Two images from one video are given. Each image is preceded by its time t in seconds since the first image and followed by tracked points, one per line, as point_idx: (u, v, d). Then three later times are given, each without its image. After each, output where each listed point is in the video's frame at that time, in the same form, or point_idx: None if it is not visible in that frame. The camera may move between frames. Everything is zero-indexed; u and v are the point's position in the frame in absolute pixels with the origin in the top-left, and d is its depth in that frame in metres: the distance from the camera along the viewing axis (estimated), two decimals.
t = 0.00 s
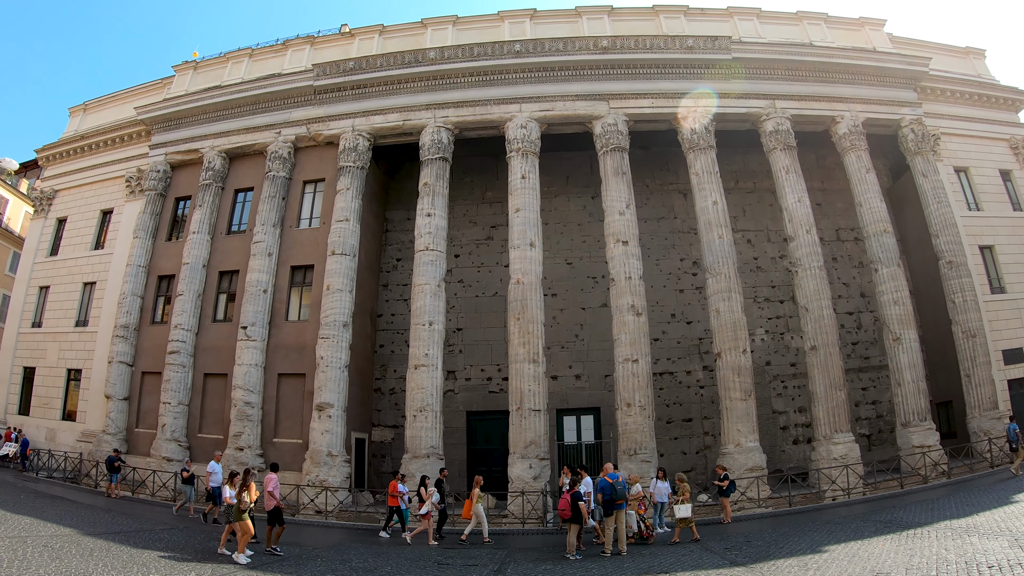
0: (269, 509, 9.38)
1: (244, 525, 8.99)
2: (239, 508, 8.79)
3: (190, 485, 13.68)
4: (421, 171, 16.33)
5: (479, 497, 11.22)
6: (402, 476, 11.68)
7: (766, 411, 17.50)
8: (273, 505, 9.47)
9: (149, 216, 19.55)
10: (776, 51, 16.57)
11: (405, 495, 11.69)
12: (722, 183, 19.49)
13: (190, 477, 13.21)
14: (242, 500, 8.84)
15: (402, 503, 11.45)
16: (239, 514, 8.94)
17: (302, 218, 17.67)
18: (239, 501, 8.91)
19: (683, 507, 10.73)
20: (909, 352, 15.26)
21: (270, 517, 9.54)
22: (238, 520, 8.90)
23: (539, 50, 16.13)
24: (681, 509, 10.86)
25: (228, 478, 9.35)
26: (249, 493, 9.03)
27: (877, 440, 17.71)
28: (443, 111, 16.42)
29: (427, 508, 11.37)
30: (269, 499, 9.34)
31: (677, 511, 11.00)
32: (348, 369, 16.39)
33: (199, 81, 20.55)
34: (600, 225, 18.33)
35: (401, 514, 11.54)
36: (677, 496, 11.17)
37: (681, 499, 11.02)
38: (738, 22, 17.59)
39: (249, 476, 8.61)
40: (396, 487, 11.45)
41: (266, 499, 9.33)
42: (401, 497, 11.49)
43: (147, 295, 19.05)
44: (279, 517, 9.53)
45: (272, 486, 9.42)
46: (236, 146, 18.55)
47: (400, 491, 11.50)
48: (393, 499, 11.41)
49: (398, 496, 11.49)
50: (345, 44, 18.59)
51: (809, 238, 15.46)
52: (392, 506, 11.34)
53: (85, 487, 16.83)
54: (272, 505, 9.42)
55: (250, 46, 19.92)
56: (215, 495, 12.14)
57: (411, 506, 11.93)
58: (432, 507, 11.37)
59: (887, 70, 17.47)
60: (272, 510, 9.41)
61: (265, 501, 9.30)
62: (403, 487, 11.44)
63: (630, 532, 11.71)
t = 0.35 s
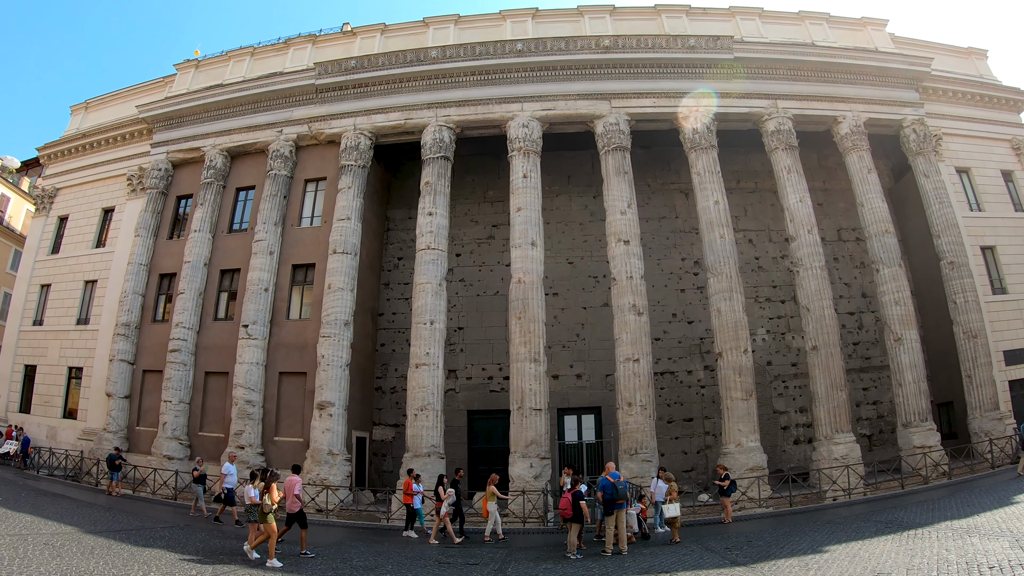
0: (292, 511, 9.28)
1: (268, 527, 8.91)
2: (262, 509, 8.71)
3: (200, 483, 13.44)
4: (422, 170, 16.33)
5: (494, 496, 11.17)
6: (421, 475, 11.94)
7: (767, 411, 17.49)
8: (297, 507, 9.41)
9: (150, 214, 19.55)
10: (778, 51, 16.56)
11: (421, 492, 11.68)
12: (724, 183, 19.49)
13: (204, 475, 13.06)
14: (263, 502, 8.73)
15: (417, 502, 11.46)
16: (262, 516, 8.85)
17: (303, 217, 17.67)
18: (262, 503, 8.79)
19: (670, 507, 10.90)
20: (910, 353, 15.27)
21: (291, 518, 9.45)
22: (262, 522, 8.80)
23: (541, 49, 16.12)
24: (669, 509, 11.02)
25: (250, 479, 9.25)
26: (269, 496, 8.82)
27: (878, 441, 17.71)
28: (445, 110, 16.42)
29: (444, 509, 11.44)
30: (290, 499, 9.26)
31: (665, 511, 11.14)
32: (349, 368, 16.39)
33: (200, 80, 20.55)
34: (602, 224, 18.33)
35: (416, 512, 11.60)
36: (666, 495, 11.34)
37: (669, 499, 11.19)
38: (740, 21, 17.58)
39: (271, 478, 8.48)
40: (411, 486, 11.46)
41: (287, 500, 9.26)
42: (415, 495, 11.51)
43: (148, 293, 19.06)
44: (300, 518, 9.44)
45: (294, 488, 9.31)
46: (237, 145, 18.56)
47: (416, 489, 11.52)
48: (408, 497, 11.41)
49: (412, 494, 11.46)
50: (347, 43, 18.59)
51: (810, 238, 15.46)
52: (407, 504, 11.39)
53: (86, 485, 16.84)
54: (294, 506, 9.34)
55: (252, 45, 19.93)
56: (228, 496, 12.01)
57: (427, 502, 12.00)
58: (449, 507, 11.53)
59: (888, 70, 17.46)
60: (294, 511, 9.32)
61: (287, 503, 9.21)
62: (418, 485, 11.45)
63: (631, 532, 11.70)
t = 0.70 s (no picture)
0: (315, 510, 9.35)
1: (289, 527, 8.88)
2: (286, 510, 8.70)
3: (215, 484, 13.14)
4: (425, 169, 16.34)
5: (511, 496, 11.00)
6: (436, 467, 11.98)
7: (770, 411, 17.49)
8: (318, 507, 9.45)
9: (153, 214, 19.57)
10: (781, 50, 16.55)
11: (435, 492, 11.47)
12: (726, 182, 19.49)
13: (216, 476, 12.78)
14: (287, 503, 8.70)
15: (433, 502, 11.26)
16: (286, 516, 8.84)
17: (306, 216, 17.68)
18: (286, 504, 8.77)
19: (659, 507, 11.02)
20: (913, 353, 15.26)
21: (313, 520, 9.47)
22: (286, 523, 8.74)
23: (544, 48, 16.12)
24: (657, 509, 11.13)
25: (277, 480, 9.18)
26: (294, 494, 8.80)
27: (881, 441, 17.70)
28: (448, 110, 16.43)
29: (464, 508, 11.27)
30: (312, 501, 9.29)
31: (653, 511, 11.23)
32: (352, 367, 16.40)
33: (203, 79, 20.57)
34: (605, 223, 18.33)
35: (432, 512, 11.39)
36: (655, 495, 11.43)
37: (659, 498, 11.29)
38: (742, 21, 17.58)
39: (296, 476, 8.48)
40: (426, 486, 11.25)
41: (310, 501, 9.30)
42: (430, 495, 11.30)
43: (151, 293, 19.09)
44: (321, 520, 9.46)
45: (318, 488, 9.47)
46: (240, 144, 18.58)
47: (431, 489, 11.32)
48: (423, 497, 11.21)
49: (427, 494, 11.25)
50: (349, 42, 18.61)
51: (813, 237, 15.45)
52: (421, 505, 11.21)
53: (88, 484, 16.86)
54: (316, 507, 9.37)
55: (254, 44, 19.94)
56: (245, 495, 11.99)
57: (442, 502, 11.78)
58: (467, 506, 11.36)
59: (891, 70, 17.44)
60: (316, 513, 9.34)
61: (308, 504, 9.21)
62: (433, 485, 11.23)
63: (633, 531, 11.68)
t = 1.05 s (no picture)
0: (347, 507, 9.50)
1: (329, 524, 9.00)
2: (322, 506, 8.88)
3: (235, 484, 12.97)
4: (431, 167, 16.37)
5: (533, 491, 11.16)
6: (455, 471, 12.62)
7: (777, 408, 17.47)
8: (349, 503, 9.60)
9: (160, 214, 19.66)
10: (787, 46, 16.51)
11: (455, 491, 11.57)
12: (733, 179, 19.46)
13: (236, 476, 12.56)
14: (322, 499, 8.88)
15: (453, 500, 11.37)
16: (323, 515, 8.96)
17: (313, 215, 17.73)
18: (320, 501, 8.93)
19: (654, 504, 11.26)
20: (921, 349, 15.22)
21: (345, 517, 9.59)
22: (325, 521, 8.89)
23: (549, 46, 16.12)
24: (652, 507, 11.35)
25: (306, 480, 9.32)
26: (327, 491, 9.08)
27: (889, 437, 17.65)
28: (454, 108, 16.45)
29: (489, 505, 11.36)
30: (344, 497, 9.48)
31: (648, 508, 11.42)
32: (360, 366, 16.44)
33: (209, 79, 20.65)
34: (611, 220, 18.32)
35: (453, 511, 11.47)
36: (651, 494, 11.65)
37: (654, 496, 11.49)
38: (748, 17, 17.54)
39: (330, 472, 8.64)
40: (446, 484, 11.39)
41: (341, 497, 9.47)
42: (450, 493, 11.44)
43: (158, 292, 19.18)
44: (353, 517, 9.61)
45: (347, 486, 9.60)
46: (247, 143, 18.64)
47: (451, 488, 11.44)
48: (443, 496, 11.34)
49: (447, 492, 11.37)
50: (355, 41, 18.65)
51: (820, 233, 15.41)
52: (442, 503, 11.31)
53: (97, 483, 16.94)
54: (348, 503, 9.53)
55: (260, 44, 20.00)
56: (271, 495, 11.70)
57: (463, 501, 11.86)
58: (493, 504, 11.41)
59: (898, 65, 17.36)
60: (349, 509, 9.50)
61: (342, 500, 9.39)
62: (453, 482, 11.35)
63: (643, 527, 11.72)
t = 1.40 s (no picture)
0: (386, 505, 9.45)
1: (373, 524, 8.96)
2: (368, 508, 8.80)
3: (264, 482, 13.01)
4: (444, 164, 16.42)
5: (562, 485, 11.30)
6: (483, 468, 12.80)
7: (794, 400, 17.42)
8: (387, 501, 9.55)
9: (175, 214, 19.82)
10: (799, 36, 16.42)
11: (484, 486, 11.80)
12: (747, 171, 19.39)
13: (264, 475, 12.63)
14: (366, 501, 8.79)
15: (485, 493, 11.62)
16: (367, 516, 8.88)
17: (327, 213, 17.83)
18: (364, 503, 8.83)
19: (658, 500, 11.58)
20: (937, 340, 15.12)
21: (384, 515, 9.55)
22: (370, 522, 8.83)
23: (561, 40, 16.12)
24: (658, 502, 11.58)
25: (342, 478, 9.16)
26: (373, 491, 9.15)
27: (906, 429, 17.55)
28: (466, 104, 16.50)
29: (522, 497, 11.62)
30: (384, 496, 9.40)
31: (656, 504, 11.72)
32: (376, 363, 16.53)
33: (221, 80, 20.81)
34: (625, 214, 18.31)
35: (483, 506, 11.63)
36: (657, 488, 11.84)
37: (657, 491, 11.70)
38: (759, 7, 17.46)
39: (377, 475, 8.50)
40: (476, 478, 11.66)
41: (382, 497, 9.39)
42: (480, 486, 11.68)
43: (174, 292, 19.35)
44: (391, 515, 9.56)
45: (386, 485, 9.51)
46: (260, 143, 18.76)
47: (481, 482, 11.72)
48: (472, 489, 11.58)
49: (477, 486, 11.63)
50: (365, 39, 18.74)
51: (835, 224, 15.34)
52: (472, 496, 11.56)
53: (116, 482, 17.12)
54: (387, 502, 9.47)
55: (271, 43, 20.13)
56: (302, 493, 11.72)
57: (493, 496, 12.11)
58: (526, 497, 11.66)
59: (911, 53, 17.21)
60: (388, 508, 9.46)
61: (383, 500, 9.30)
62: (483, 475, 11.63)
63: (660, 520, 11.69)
